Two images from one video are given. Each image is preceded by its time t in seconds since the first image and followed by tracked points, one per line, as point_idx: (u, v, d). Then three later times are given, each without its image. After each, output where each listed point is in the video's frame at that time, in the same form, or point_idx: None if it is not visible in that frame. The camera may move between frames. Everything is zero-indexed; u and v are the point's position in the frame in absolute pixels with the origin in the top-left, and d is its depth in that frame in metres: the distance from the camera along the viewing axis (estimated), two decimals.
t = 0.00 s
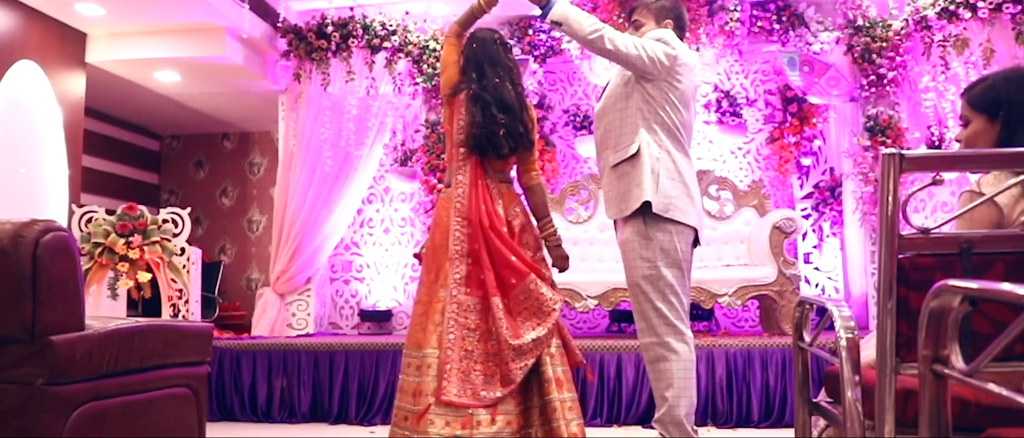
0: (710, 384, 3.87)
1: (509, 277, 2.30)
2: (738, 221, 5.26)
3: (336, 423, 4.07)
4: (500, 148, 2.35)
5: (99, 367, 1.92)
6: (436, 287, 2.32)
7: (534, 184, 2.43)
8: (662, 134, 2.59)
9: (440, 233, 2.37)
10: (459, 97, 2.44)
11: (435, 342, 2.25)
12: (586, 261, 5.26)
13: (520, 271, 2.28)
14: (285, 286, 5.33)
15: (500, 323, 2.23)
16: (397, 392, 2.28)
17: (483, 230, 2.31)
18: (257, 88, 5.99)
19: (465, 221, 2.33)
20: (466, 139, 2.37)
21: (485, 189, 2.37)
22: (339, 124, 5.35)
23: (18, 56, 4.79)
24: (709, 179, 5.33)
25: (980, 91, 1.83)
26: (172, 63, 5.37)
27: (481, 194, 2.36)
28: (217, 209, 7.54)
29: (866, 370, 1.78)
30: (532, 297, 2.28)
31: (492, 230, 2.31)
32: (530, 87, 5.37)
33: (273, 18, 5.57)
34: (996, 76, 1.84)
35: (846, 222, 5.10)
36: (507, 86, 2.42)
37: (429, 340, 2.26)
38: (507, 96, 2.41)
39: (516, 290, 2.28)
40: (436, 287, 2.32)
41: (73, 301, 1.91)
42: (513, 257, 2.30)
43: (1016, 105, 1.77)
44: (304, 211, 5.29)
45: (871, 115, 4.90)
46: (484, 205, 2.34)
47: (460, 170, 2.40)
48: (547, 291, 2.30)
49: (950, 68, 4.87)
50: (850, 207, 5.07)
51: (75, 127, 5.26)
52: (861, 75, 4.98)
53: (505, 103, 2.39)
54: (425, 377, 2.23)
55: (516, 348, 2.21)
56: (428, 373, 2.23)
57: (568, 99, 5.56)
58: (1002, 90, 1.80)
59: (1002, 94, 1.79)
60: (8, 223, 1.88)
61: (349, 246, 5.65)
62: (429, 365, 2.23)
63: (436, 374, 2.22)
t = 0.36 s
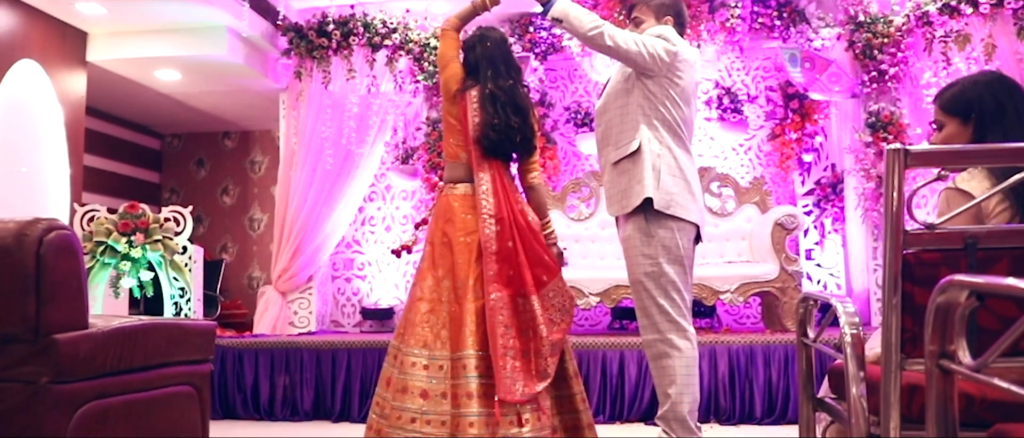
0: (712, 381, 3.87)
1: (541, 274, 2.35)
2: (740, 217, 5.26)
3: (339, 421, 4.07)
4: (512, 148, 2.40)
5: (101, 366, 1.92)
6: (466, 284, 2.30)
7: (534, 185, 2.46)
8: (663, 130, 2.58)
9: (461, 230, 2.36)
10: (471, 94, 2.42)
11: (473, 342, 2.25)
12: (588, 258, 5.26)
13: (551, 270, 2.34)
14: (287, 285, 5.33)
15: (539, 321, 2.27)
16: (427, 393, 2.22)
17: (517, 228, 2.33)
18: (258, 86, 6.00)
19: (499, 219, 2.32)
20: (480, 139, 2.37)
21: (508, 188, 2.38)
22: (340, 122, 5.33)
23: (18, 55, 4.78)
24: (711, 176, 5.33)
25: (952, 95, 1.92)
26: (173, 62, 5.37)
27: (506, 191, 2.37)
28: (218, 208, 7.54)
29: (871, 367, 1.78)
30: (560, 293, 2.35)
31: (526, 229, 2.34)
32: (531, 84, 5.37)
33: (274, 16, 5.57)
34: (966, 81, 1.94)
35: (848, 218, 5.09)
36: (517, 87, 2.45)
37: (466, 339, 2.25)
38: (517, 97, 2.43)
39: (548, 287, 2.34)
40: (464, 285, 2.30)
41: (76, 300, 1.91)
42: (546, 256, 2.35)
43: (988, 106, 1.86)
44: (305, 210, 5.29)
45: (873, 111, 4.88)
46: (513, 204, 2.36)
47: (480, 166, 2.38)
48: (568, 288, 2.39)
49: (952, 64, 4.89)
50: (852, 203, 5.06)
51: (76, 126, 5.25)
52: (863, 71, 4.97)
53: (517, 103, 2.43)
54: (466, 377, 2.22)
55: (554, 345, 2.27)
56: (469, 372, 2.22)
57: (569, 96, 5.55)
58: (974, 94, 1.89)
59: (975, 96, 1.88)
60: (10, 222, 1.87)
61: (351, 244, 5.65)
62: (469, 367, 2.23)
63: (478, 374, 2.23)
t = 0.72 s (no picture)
0: (717, 378, 3.87)
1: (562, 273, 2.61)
2: (744, 214, 5.26)
3: (343, 419, 4.07)
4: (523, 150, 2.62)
5: (107, 364, 1.92)
6: (495, 283, 2.50)
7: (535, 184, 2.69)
8: (666, 127, 2.57)
9: (486, 229, 2.56)
10: (494, 93, 2.65)
11: (507, 339, 2.45)
12: (591, 256, 5.25)
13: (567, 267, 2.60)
14: (290, 283, 5.34)
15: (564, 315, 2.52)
16: (462, 391, 2.41)
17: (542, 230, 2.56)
18: (261, 85, 6.00)
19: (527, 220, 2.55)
20: (504, 137, 2.60)
21: (530, 189, 2.62)
22: (343, 120, 5.33)
23: (21, 54, 4.78)
24: (714, 173, 5.31)
25: (937, 97, 2.03)
26: (175, 61, 5.37)
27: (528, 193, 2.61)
28: (221, 207, 7.55)
29: (878, 363, 1.78)
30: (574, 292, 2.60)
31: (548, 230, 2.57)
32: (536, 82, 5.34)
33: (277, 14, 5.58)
34: (950, 84, 2.05)
35: (852, 215, 5.08)
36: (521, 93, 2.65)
37: (505, 338, 2.45)
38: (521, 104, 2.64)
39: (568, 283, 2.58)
40: (495, 284, 2.50)
41: (82, 298, 1.92)
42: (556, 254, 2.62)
43: (972, 108, 1.97)
44: (308, 208, 5.29)
45: (877, 107, 4.88)
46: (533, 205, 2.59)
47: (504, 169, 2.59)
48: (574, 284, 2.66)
49: (956, 60, 4.87)
50: (855, 200, 5.07)
51: (79, 125, 5.25)
52: (866, 67, 4.95)
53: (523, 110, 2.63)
54: (504, 374, 2.41)
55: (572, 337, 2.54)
56: (507, 369, 2.41)
57: (572, 93, 5.55)
58: (958, 97, 1.99)
59: (959, 99, 1.99)
60: (17, 221, 1.88)
61: (354, 242, 5.65)
62: (508, 363, 2.43)
63: (516, 370, 2.43)
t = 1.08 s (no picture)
0: (723, 375, 3.86)
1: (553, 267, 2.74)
2: (749, 211, 5.24)
3: (349, 416, 4.06)
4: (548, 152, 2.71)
5: (115, 361, 1.92)
6: (529, 278, 2.54)
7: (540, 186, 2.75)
8: (671, 123, 2.57)
9: (520, 224, 2.60)
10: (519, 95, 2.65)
11: (543, 334, 2.50)
12: (597, 253, 5.25)
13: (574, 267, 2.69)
14: (295, 281, 5.34)
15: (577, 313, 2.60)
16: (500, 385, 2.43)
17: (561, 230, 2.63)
18: (266, 83, 6.00)
19: (553, 217, 2.62)
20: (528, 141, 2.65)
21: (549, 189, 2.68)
22: (347, 118, 5.34)
23: (27, 53, 4.78)
24: (720, 170, 5.29)
25: (937, 93, 2.02)
26: (180, 59, 5.38)
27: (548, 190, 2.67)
28: (226, 204, 7.56)
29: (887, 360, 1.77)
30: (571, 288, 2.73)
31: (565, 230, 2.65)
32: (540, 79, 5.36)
33: (282, 12, 5.58)
34: (950, 79, 2.03)
35: (858, 212, 5.05)
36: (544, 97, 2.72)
37: (536, 333, 2.49)
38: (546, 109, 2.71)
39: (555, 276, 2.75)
40: (524, 281, 2.54)
41: (90, 295, 1.91)
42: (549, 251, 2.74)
43: (971, 105, 1.96)
44: (313, 206, 5.29)
45: (883, 103, 4.86)
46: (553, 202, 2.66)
47: (531, 167, 2.63)
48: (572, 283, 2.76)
49: (963, 55, 4.87)
50: (861, 196, 5.00)
51: (85, 124, 5.26)
52: (872, 63, 4.93)
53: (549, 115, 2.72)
54: (536, 368, 2.45)
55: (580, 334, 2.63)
56: (538, 364, 2.46)
57: (577, 91, 5.52)
58: (957, 93, 1.98)
59: (959, 96, 1.98)
60: (24, 218, 1.88)
61: (360, 240, 5.66)
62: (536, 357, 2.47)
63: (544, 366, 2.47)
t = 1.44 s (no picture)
0: (731, 374, 3.85)
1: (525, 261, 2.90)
2: (756, 209, 5.22)
3: (356, 414, 4.07)
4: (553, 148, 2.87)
5: (123, 359, 1.92)
6: (563, 275, 2.63)
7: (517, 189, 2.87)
8: (680, 120, 2.56)
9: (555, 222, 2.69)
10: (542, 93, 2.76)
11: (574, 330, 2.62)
12: (604, 251, 5.24)
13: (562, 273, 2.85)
14: (302, 278, 5.35)
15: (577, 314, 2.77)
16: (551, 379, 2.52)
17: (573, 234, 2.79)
18: (272, 81, 6.01)
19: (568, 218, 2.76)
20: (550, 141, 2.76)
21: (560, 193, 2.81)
22: (354, 115, 5.34)
23: (35, 50, 4.79)
24: (727, 168, 5.27)
25: (946, 86, 2.01)
26: (188, 57, 5.38)
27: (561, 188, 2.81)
28: (233, 202, 7.57)
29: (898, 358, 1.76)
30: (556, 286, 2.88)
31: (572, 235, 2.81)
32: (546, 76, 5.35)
33: (288, 9, 5.58)
34: (961, 73, 2.02)
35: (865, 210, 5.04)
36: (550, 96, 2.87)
37: (569, 328, 2.60)
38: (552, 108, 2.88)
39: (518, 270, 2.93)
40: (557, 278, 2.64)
41: (99, 292, 1.91)
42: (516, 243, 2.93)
43: (982, 99, 1.95)
44: (319, 205, 5.30)
45: (891, 101, 4.85)
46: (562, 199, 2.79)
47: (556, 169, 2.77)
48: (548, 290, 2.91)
49: (971, 53, 4.85)
50: (869, 195, 5.02)
51: (93, 121, 5.26)
52: (880, 60, 4.92)
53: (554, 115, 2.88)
54: (570, 362, 2.57)
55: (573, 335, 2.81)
56: (573, 358, 2.58)
57: (583, 88, 5.53)
58: (969, 87, 1.98)
59: (969, 89, 1.97)
60: (33, 215, 1.88)
61: (366, 238, 5.65)
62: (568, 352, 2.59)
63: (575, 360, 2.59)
